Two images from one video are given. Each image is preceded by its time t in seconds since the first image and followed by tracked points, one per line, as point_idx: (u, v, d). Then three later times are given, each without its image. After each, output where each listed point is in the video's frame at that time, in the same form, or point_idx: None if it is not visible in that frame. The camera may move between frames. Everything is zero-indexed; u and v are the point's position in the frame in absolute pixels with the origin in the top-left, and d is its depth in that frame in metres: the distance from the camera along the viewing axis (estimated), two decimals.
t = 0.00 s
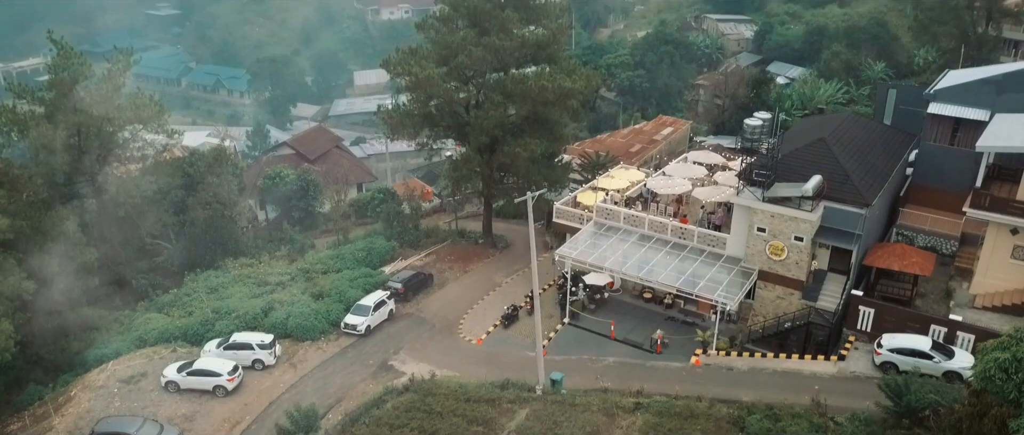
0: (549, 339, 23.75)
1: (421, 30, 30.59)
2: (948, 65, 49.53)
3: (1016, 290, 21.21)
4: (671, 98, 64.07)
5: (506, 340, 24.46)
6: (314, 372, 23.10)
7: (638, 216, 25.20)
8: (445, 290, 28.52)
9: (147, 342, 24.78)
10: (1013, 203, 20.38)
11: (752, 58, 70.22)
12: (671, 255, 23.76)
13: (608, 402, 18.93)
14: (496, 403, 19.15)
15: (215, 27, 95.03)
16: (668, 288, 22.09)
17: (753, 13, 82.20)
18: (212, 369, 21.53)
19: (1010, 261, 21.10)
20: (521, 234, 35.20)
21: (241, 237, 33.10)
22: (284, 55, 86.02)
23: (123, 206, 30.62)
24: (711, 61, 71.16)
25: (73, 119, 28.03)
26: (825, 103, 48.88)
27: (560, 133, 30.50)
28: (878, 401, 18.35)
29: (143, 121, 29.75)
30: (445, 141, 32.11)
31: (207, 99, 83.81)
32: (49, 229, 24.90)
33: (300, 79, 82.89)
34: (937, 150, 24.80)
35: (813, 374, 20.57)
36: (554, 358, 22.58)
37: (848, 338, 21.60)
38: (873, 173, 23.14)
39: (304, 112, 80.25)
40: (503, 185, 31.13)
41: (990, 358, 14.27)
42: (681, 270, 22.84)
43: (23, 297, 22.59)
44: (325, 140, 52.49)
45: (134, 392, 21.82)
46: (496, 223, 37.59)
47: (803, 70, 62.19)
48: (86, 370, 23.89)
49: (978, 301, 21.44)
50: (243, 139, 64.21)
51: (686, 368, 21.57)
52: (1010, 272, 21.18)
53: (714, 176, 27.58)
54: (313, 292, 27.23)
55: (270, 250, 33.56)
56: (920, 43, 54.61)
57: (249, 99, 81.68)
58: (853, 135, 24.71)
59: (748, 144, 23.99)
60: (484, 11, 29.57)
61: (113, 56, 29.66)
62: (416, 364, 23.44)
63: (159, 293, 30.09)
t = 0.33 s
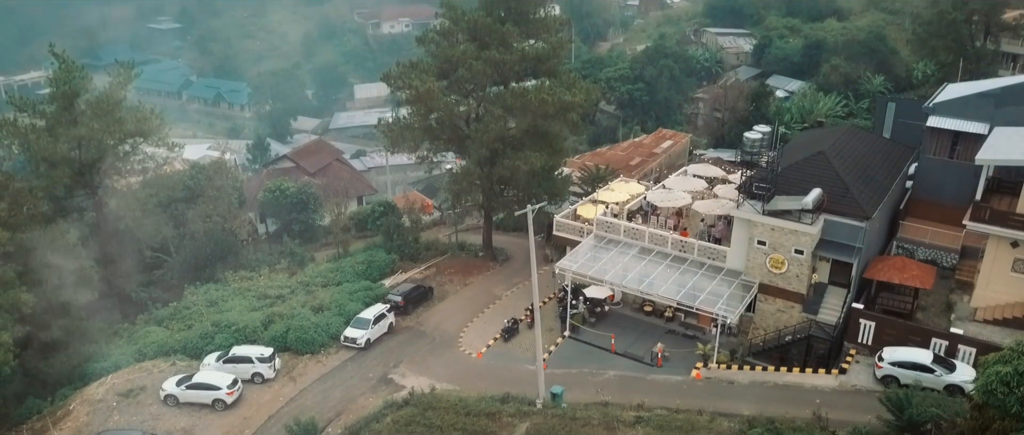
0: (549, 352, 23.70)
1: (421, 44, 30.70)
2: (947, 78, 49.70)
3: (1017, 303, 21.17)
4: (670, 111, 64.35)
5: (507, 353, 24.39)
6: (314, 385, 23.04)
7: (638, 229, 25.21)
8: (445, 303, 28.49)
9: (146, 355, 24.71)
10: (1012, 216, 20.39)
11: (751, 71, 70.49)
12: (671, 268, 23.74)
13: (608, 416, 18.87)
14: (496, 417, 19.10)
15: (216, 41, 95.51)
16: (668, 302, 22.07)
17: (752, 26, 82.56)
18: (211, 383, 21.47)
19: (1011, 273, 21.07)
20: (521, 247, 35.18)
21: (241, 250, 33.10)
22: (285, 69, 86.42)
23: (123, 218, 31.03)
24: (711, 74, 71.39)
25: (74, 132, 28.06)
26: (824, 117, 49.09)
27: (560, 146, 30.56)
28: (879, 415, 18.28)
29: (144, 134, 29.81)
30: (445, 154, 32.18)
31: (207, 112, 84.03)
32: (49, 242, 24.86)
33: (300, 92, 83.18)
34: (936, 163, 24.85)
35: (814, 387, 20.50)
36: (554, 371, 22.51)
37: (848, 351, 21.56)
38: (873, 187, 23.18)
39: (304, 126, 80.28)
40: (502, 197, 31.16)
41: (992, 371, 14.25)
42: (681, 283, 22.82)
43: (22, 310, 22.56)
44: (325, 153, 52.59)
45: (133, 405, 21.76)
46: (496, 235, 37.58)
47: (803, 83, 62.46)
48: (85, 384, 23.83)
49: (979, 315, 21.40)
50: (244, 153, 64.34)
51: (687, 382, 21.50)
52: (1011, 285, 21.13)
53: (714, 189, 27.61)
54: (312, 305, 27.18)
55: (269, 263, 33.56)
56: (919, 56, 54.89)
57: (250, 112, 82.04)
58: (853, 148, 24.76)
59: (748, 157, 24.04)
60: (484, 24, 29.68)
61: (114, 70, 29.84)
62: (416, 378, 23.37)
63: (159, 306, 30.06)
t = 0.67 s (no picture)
0: (549, 365, 23.62)
1: (421, 56, 30.80)
2: (946, 91, 49.91)
3: (1018, 315, 21.10)
4: (670, 124, 64.54)
5: (506, 366, 24.30)
6: (314, 398, 22.96)
7: (637, 241, 25.19)
8: (445, 316, 28.43)
9: (145, 368, 24.66)
10: (1013, 228, 20.36)
11: (750, 84, 70.76)
12: (671, 281, 23.70)
13: (609, 429, 18.79)
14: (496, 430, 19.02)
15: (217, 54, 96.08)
16: (668, 314, 22.03)
17: (751, 39, 82.91)
18: (210, 396, 21.39)
19: (1011, 286, 21.02)
20: (521, 259, 35.16)
21: (241, 262, 33.10)
22: (286, 82, 86.77)
23: (124, 233, 31.11)
24: (711, 87, 71.55)
25: (74, 145, 28.09)
26: (824, 129, 49.23)
27: (560, 158, 30.60)
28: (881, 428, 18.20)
29: (144, 146, 29.83)
30: (445, 166, 32.21)
31: (208, 125, 84.19)
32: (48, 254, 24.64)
33: (300, 105, 83.42)
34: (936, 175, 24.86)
35: (815, 400, 20.44)
36: (554, 384, 22.43)
37: (849, 363, 21.50)
38: (873, 199, 23.18)
39: (304, 138, 80.56)
40: (502, 209, 31.16)
41: (994, 383, 14.21)
42: (681, 296, 22.78)
43: (21, 323, 22.53)
44: (325, 166, 52.68)
45: (132, 418, 21.70)
46: (496, 248, 37.58)
47: (801, 95, 62.71)
48: (83, 397, 23.75)
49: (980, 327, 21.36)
50: (244, 165, 64.47)
51: (687, 395, 21.42)
52: (1011, 297, 21.08)
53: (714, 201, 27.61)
54: (312, 318, 27.10)
55: (269, 275, 33.52)
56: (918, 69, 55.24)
57: (250, 124, 82.28)
58: (852, 160, 24.80)
59: (747, 169, 24.08)
60: (483, 37, 29.77)
61: (115, 82, 29.94)
62: (416, 391, 23.27)
63: (158, 318, 30.03)
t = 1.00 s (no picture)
0: (549, 378, 23.52)
1: (421, 70, 30.93)
2: (944, 104, 50.07)
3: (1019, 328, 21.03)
4: (670, 137, 64.64)
5: (507, 379, 24.22)
6: (313, 411, 22.87)
7: (638, 253, 25.17)
8: (445, 328, 28.37)
9: (144, 381, 24.60)
10: (1013, 241, 20.33)
11: (750, 97, 70.96)
12: (672, 293, 23.67)
13: None
14: None
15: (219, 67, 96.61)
16: (668, 327, 21.97)
17: (750, 53, 83.23)
18: (209, 409, 21.28)
19: (1011, 299, 20.97)
20: (522, 271, 35.13)
21: (240, 275, 33.07)
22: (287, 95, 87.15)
23: (124, 245, 30.62)
24: (710, 100, 71.76)
25: (74, 158, 28.13)
26: (823, 142, 49.38)
27: (560, 171, 30.64)
28: None
29: (145, 159, 29.87)
30: (445, 179, 32.25)
31: (208, 138, 84.41)
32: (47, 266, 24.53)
33: (301, 118, 83.71)
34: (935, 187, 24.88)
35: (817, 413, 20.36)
36: (554, 397, 22.33)
37: (850, 376, 21.40)
38: (873, 212, 23.17)
39: (304, 151, 80.74)
40: (502, 222, 31.21)
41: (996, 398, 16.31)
42: (681, 309, 22.72)
43: (20, 336, 22.52)
44: (326, 178, 52.72)
45: (130, 432, 21.65)
46: (496, 260, 37.54)
47: (800, 108, 62.91)
48: (82, 410, 23.71)
49: (981, 340, 21.26)
50: (244, 178, 64.57)
51: (687, 408, 21.33)
52: (1012, 310, 21.02)
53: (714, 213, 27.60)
54: (312, 331, 27.02)
55: (268, 288, 33.50)
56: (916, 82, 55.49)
57: (250, 137, 82.42)
58: (852, 172, 24.81)
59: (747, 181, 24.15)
60: (483, 50, 29.90)
61: (117, 95, 30.13)
62: (415, 404, 23.17)
63: (157, 332, 29.97)
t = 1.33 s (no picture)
0: (549, 391, 23.43)
1: (422, 82, 31.02)
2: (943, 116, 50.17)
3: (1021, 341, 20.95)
4: (670, 149, 64.66)
5: (507, 392, 24.14)
6: (312, 424, 22.78)
7: (638, 265, 25.16)
8: (445, 341, 28.32)
9: (143, 393, 24.57)
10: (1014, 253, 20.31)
11: (749, 109, 71.20)
12: (672, 305, 23.65)
13: None
14: None
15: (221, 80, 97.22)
16: (668, 339, 21.92)
17: (749, 65, 83.49)
18: (207, 422, 21.17)
19: (1013, 311, 20.88)
20: (522, 283, 35.09)
21: (240, 288, 32.99)
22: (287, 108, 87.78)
23: (123, 255, 30.21)
24: (709, 112, 71.90)
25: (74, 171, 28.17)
26: (823, 155, 49.54)
27: (560, 183, 30.69)
28: None
29: (146, 172, 29.94)
30: (445, 191, 32.30)
31: (209, 150, 84.59)
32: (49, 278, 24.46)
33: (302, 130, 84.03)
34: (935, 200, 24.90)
35: (817, 425, 20.28)
36: (555, 410, 22.25)
37: (851, 389, 21.32)
38: (873, 224, 23.17)
39: (304, 163, 80.99)
40: (502, 233, 31.25)
41: (999, 409, 16.40)
42: (681, 321, 22.68)
43: (19, 348, 22.49)
44: (326, 191, 52.72)
45: None
46: (496, 272, 37.52)
47: (800, 121, 63.12)
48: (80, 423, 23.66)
49: (982, 353, 21.20)
50: (244, 190, 64.68)
51: (688, 420, 21.25)
52: (1013, 322, 20.98)
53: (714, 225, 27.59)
54: (311, 344, 26.96)
55: (268, 301, 33.43)
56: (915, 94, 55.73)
57: (251, 149, 82.76)
58: (852, 185, 24.80)
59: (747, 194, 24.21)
60: (483, 63, 29.95)
61: (118, 107, 30.33)
62: (414, 417, 23.07)
63: (156, 344, 29.92)
